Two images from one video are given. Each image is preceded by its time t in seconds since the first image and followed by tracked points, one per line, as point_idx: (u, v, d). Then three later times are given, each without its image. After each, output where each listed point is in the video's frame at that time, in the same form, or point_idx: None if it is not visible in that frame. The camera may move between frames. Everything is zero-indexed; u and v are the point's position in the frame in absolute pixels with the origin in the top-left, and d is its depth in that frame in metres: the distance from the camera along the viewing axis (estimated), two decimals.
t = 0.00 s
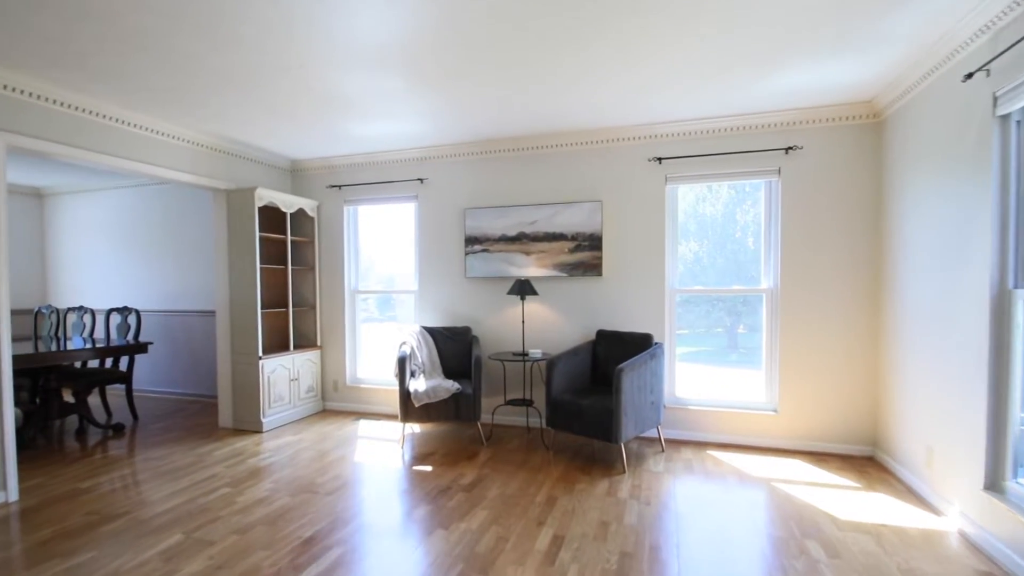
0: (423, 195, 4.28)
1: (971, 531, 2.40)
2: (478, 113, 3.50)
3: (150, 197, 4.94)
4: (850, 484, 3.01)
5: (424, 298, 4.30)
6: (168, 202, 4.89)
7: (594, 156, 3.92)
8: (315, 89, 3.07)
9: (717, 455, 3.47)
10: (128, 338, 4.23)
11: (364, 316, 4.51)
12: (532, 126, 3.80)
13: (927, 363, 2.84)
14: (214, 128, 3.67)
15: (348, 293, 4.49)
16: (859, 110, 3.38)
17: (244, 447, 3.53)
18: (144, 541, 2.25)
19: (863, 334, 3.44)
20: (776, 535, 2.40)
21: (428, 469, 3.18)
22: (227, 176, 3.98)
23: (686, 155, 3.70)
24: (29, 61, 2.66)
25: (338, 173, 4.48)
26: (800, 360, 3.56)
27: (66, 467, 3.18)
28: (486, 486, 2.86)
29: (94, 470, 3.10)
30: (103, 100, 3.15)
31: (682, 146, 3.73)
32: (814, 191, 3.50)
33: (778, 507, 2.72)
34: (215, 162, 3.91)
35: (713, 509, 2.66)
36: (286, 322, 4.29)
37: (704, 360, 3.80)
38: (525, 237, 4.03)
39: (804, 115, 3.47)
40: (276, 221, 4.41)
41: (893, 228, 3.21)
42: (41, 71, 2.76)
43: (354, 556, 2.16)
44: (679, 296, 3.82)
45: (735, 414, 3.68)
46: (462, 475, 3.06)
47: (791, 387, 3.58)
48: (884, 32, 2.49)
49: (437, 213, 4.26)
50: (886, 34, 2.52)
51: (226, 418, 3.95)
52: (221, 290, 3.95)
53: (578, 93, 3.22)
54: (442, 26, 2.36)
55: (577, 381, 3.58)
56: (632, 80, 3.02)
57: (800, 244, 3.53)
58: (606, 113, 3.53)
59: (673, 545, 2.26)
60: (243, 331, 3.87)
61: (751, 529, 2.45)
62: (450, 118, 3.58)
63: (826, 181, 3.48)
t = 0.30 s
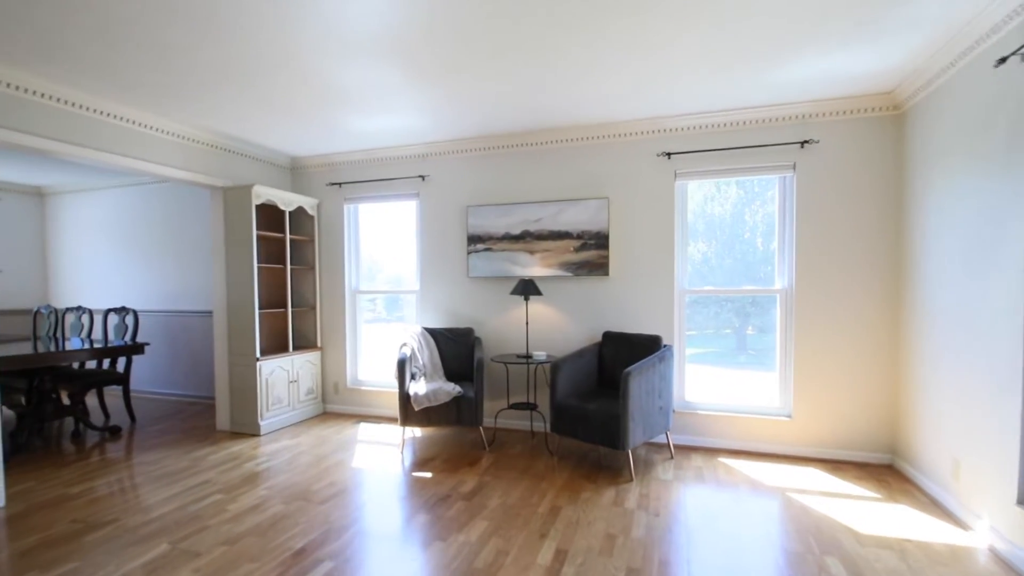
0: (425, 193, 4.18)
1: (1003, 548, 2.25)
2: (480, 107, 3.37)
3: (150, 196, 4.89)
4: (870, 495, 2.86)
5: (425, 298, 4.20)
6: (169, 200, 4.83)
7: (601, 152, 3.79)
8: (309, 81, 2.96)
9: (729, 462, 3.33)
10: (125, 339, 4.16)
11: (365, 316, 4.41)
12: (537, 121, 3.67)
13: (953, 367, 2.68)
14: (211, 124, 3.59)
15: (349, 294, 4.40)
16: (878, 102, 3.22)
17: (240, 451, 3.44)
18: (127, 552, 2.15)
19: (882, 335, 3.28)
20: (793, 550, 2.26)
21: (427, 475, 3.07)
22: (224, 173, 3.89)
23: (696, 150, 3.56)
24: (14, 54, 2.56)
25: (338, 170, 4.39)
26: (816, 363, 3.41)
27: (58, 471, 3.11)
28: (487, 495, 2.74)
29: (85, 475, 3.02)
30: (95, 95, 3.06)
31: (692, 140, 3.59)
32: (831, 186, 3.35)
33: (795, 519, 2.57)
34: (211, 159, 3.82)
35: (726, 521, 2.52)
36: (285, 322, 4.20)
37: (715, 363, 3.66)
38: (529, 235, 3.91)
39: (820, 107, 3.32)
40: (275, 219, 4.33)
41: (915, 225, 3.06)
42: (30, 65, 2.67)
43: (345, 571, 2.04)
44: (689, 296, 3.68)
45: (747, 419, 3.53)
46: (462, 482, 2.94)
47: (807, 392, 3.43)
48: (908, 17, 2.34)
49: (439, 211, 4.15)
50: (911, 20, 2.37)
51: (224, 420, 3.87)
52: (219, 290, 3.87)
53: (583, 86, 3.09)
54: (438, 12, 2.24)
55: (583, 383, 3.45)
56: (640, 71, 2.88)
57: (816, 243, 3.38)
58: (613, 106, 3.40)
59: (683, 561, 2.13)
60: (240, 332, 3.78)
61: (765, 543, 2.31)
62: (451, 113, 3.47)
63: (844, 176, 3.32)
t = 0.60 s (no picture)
0: (426, 190, 4.07)
1: None
2: (481, 100, 3.26)
3: (151, 195, 4.84)
4: (894, 507, 2.70)
5: (427, 299, 4.10)
6: (169, 200, 4.78)
7: (607, 147, 3.66)
8: (304, 74, 2.86)
9: (742, 470, 3.18)
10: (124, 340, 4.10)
11: (366, 317, 4.32)
12: (541, 115, 3.55)
13: (982, 371, 2.51)
14: (209, 121, 3.51)
15: (349, 294, 4.31)
16: (900, 91, 3.06)
17: (237, 455, 3.36)
18: (110, 564, 2.06)
19: (904, 337, 3.12)
20: (812, 568, 2.11)
21: (427, 482, 2.96)
22: (223, 171, 3.81)
23: (708, 144, 3.42)
24: None
25: (339, 167, 4.30)
26: (834, 367, 3.25)
27: (52, 475, 3.04)
28: (488, 505, 2.62)
29: (77, 479, 2.95)
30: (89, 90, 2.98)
31: (703, 134, 3.45)
32: (850, 181, 3.19)
33: (813, 532, 2.42)
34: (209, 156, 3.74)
35: (740, 534, 2.38)
36: (284, 323, 4.12)
37: (727, 365, 3.51)
38: (534, 233, 3.78)
39: (838, 98, 3.16)
40: (274, 218, 4.24)
41: (939, 220, 2.89)
42: (20, 59, 2.60)
43: None
44: (700, 296, 3.53)
45: (762, 425, 3.38)
46: (463, 489, 2.82)
47: (824, 397, 3.27)
48: None
49: (441, 209, 4.04)
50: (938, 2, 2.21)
51: (222, 423, 3.79)
52: (216, 290, 3.79)
53: (589, 77, 2.96)
54: None
55: (589, 387, 3.32)
56: (647, 61, 2.75)
57: (834, 240, 3.22)
58: (619, 99, 3.27)
59: None
60: (238, 333, 3.71)
61: (782, 559, 2.17)
62: (451, 107, 3.36)
63: (863, 170, 3.17)
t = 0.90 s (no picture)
0: (429, 188, 3.97)
1: None
2: (484, 93, 3.14)
3: (155, 195, 4.81)
4: (921, 521, 2.53)
5: (430, 299, 3.99)
6: (172, 200, 4.74)
7: (615, 141, 3.53)
8: (301, 70, 2.75)
9: (756, 479, 3.03)
10: (125, 342, 4.06)
11: (369, 318, 4.23)
12: (547, 109, 3.43)
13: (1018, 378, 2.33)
14: (210, 118, 3.39)
15: (351, 295, 4.22)
16: (926, 79, 2.89)
17: (235, 459, 3.28)
18: None
19: (930, 340, 2.95)
20: None
21: (427, 490, 2.84)
22: (224, 170, 3.69)
23: (721, 137, 3.27)
24: None
25: (341, 165, 4.21)
26: (855, 371, 3.09)
27: (48, 479, 2.99)
28: (490, 515, 2.50)
29: (72, 484, 2.88)
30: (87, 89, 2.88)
31: (715, 126, 3.30)
32: (872, 174, 3.03)
33: (834, 548, 2.27)
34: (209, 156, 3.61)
35: (755, 548, 2.24)
36: (285, 324, 4.05)
37: (740, 369, 3.36)
38: (539, 231, 3.66)
39: (860, 87, 3.00)
40: (275, 217, 4.17)
41: (968, 216, 2.72)
42: (16, 57, 2.49)
43: None
44: (712, 297, 3.39)
45: (778, 432, 3.22)
46: (464, 498, 2.71)
47: (845, 402, 3.11)
48: None
49: (444, 207, 3.94)
50: None
51: (222, 426, 3.73)
52: (216, 291, 3.72)
53: (596, 68, 2.82)
54: None
55: (596, 391, 3.18)
56: (658, 51, 2.61)
57: (855, 237, 3.06)
58: (628, 91, 3.14)
59: None
60: (237, 335, 3.63)
61: None
62: (454, 101, 3.24)
63: (886, 163, 3.00)
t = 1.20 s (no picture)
0: (433, 186, 3.88)
1: None
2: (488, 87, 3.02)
3: (161, 196, 4.80)
4: (952, 537, 2.35)
5: (434, 300, 3.90)
6: (178, 201, 4.72)
7: (624, 136, 3.39)
8: (298, 64, 2.64)
9: (774, 491, 2.87)
10: (129, 344, 4.03)
11: (373, 320, 4.15)
12: (553, 102, 3.31)
13: None
14: (213, 118, 3.32)
15: (354, 297, 4.14)
16: (957, 64, 2.70)
17: (235, 464, 3.21)
18: None
19: (961, 343, 2.76)
20: None
21: (427, 498, 2.74)
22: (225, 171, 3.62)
23: (736, 129, 3.11)
24: None
25: (344, 164, 4.14)
26: (880, 376, 2.91)
27: (47, 482, 2.94)
28: (491, 527, 2.38)
29: (70, 488, 2.83)
30: (91, 90, 2.82)
31: (729, 118, 3.15)
32: (898, 167, 2.85)
33: (858, 567, 2.11)
34: (211, 157, 3.55)
35: (772, 567, 2.09)
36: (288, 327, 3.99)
37: (757, 373, 3.20)
38: (545, 230, 3.54)
39: (885, 74, 2.82)
40: (277, 217, 4.11)
41: (1003, 210, 2.53)
42: (18, 58, 2.44)
43: None
44: (726, 297, 3.23)
45: (797, 440, 3.05)
46: (465, 508, 2.59)
47: (868, 409, 2.93)
48: None
49: (449, 206, 3.84)
50: None
51: (224, 430, 3.67)
52: (218, 293, 3.66)
53: (606, 56, 2.66)
54: None
55: (605, 396, 3.05)
56: (670, 37, 2.46)
57: (880, 233, 2.88)
58: (638, 82, 3.00)
59: None
60: (239, 337, 3.57)
61: None
62: (457, 96, 3.14)
63: (913, 154, 2.82)
